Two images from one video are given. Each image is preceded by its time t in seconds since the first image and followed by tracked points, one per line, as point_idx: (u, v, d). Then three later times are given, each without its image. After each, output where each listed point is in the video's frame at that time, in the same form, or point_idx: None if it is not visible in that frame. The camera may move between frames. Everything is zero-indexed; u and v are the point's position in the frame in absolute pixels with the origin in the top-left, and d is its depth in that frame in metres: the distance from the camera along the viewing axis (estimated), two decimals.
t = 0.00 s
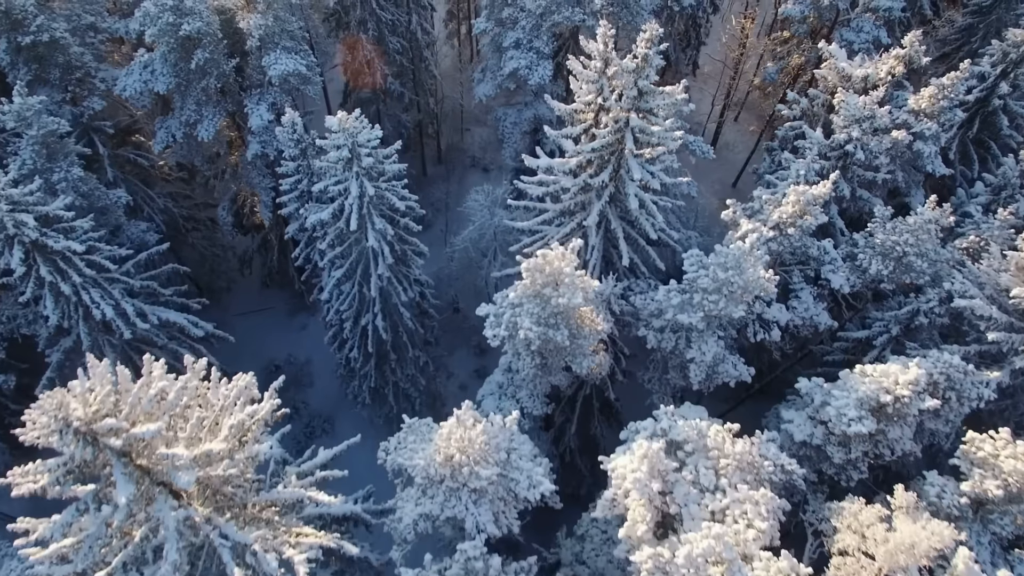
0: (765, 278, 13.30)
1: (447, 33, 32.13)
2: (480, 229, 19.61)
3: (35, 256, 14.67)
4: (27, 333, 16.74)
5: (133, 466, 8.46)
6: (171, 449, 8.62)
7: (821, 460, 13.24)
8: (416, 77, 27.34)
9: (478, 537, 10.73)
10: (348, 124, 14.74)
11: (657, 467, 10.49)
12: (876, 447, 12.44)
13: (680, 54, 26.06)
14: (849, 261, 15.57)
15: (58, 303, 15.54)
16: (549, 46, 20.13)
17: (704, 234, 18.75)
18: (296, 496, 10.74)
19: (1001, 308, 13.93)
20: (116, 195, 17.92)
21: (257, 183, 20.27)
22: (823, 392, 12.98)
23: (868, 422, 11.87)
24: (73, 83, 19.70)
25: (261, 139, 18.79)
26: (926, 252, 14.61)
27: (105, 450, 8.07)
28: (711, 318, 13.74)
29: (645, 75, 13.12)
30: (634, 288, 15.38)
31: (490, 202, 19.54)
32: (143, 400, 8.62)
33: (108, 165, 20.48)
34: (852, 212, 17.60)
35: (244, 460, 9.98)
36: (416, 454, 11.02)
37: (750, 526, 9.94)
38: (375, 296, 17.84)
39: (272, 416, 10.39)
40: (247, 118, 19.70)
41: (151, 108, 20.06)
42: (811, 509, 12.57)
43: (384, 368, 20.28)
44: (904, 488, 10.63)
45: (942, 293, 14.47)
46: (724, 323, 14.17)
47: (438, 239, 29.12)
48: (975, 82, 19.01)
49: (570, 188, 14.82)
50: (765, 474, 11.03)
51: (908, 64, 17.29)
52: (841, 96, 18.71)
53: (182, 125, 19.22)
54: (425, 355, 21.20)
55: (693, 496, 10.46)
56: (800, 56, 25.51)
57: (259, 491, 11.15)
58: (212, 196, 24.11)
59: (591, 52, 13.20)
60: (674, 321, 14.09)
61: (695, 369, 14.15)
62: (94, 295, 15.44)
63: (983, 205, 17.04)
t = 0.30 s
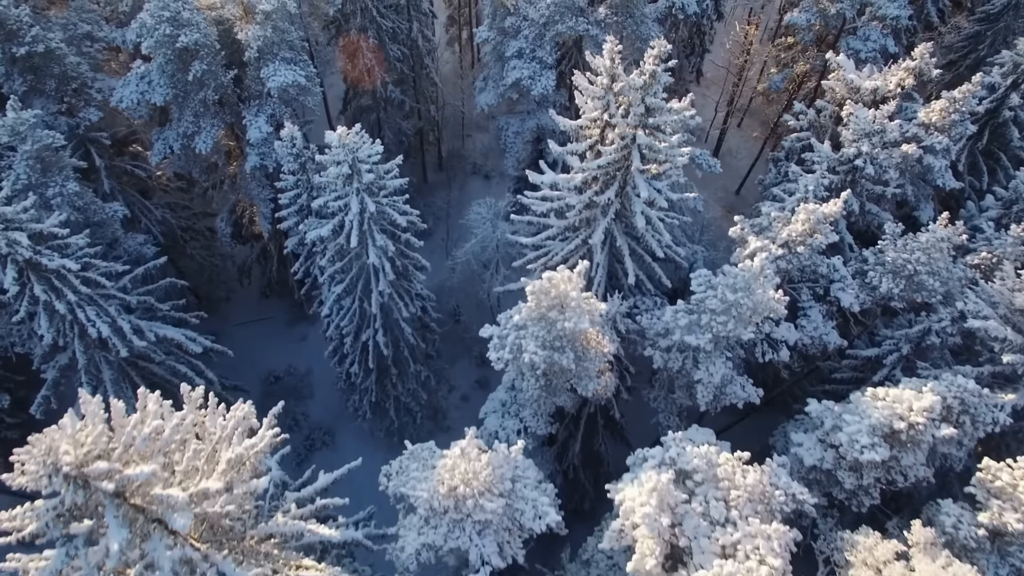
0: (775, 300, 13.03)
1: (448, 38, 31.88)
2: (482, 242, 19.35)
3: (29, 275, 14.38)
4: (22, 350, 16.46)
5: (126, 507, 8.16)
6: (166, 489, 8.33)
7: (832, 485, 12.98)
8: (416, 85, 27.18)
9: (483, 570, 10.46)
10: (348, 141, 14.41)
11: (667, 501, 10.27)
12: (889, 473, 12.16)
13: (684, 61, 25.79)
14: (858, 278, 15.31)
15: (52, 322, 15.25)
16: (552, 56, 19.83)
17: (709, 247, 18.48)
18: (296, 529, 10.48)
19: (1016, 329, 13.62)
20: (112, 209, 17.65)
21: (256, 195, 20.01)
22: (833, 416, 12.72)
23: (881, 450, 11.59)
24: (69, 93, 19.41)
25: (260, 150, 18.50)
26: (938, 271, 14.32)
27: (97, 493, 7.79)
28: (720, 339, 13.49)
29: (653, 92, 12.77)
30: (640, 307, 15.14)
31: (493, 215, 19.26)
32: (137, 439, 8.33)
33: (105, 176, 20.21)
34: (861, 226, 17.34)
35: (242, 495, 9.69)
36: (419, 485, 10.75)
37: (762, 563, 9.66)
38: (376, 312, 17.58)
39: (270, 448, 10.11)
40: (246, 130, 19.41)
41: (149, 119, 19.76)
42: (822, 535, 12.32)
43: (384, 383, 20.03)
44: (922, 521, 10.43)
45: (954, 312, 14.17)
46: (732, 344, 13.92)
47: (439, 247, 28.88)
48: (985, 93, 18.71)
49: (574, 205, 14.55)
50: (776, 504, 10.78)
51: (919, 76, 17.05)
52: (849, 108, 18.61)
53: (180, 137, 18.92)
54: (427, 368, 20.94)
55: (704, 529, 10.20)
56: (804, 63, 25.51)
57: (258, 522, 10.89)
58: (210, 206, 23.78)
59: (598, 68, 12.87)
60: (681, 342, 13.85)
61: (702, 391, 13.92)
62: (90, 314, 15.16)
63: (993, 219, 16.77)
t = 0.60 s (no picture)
0: (787, 325, 12.73)
1: (449, 45, 31.59)
2: (485, 258, 19.04)
3: (22, 297, 14.07)
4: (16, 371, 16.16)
5: (118, 558, 7.84)
6: (160, 538, 8.01)
7: (845, 515, 12.67)
8: (417, 93, 26.93)
9: None
10: (348, 159, 14.08)
11: (679, 541, 10.04)
12: (905, 506, 11.84)
13: (689, 70, 25.46)
14: (870, 299, 15.00)
15: (46, 344, 14.94)
16: (556, 68, 19.50)
17: (716, 264, 18.19)
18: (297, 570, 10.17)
19: None
20: (109, 225, 17.39)
21: (255, 208, 19.70)
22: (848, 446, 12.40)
23: (897, 483, 11.27)
24: (65, 106, 19.11)
25: (259, 165, 18.16)
26: (953, 293, 13.99)
27: (88, 546, 7.47)
28: (730, 365, 13.19)
29: (662, 112, 12.44)
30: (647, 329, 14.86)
31: (496, 230, 18.94)
32: (130, 487, 8.01)
33: (101, 190, 19.89)
34: (871, 244, 17.02)
35: (240, 536, 9.38)
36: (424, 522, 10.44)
37: None
38: (377, 331, 17.27)
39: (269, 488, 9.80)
40: (244, 143, 19.08)
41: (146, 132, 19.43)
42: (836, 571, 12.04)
43: (386, 400, 19.73)
44: (942, 566, 10.24)
45: (969, 336, 13.84)
46: (742, 369, 13.62)
47: (440, 257, 28.57)
48: (997, 106, 18.37)
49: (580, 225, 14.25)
50: (789, 541, 10.50)
51: (930, 90, 16.77)
52: (857, 122, 18.36)
53: (177, 151, 18.58)
54: (429, 385, 20.62)
55: (717, 570, 9.89)
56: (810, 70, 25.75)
57: (257, 559, 10.59)
58: (208, 218, 23.44)
59: (605, 88, 12.54)
60: (690, 368, 13.55)
61: (711, 417, 13.63)
62: (84, 336, 14.85)
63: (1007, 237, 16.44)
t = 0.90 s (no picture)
0: (798, 349, 12.45)
1: (450, 51, 31.31)
2: (487, 272, 18.77)
3: (15, 318, 13.78)
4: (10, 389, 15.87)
5: None
6: None
7: (858, 543, 12.38)
8: (418, 101, 26.66)
9: None
10: (349, 177, 13.77)
11: None
12: (920, 535, 11.53)
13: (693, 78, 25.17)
14: (881, 318, 14.69)
15: (41, 363, 14.64)
16: (560, 78, 19.19)
17: (722, 279, 17.91)
18: None
19: None
20: (105, 240, 17.11)
21: (254, 221, 19.41)
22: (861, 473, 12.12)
23: (913, 514, 10.96)
24: (61, 118, 18.83)
25: (258, 178, 17.84)
26: (967, 313, 13.68)
27: None
28: (739, 388, 12.93)
29: (670, 130, 12.13)
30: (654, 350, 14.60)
31: (498, 244, 18.67)
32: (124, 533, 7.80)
33: (97, 203, 19.59)
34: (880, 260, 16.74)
35: None
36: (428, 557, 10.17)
37: None
38: (378, 348, 16.99)
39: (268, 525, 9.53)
40: (243, 155, 18.78)
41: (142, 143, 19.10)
42: None
43: (387, 416, 19.43)
44: None
45: (983, 357, 13.52)
46: (751, 391, 13.35)
47: (441, 266, 28.30)
48: (1008, 118, 18.04)
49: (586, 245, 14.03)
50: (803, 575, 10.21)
51: (941, 103, 16.50)
52: (866, 134, 18.09)
53: (175, 163, 18.25)
54: (431, 400, 20.33)
55: None
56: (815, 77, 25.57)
57: None
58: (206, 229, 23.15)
59: (611, 105, 12.24)
60: (698, 391, 13.29)
61: (719, 440, 13.36)
62: (80, 356, 14.54)
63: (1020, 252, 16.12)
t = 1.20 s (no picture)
0: (811, 378, 12.13)
1: (451, 58, 30.98)
2: (490, 289, 18.45)
3: (7, 343, 13.44)
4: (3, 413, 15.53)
5: None
6: None
7: None
8: (419, 110, 26.36)
9: None
10: (349, 199, 13.36)
11: None
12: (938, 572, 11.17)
13: (698, 87, 24.82)
14: (893, 341, 14.37)
15: (34, 388, 14.31)
16: (564, 91, 18.84)
17: (730, 297, 17.59)
18: None
19: None
20: (101, 257, 16.76)
21: (252, 236, 19.05)
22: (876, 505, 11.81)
23: (931, 552, 10.60)
24: (55, 132, 18.48)
25: (256, 194, 17.48)
26: (983, 337, 13.33)
27: None
28: (749, 416, 12.62)
29: (681, 153, 11.74)
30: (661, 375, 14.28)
31: (502, 260, 18.35)
32: None
33: (93, 218, 19.27)
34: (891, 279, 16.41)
35: None
36: None
37: None
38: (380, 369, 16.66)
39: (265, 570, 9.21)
40: (241, 170, 18.42)
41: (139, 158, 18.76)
42: None
43: (387, 435, 19.10)
44: None
45: (1000, 384, 13.15)
46: (761, 419, 13.02)
47: (442, 276, 27.95)
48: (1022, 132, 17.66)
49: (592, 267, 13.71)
50: None
51: (953, 120, 16.18)
52: (876, 150, 17.79)
53: (172, 178, 17.90)
54: (432, 417, 20.00)
55: None
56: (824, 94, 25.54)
57: None
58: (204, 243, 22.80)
59: (619, 127, 11.90)
60: (707, 419, 12.98)
61: (729, 468, 13.05)
62: (74, 380, 14.19)
63: None
